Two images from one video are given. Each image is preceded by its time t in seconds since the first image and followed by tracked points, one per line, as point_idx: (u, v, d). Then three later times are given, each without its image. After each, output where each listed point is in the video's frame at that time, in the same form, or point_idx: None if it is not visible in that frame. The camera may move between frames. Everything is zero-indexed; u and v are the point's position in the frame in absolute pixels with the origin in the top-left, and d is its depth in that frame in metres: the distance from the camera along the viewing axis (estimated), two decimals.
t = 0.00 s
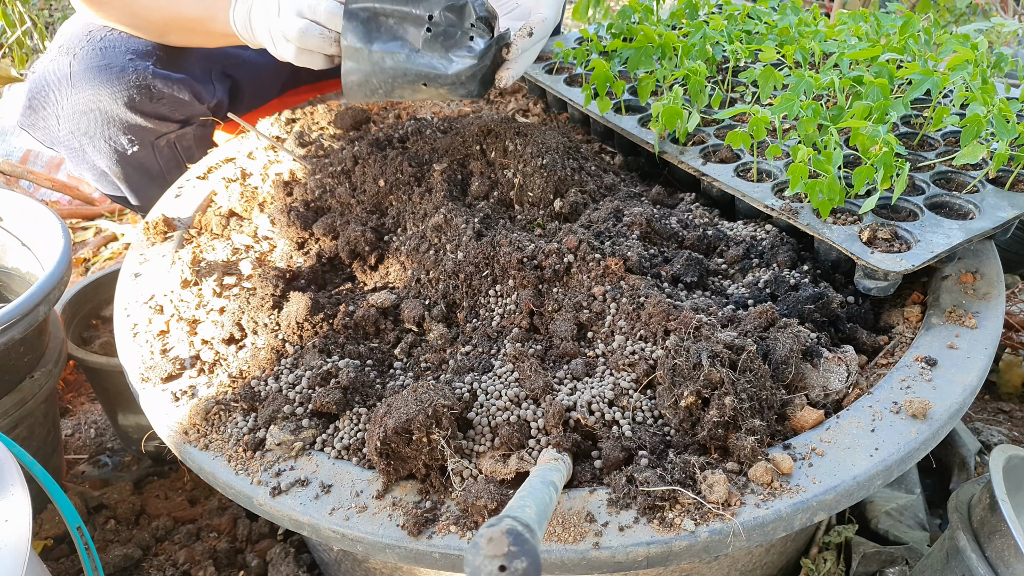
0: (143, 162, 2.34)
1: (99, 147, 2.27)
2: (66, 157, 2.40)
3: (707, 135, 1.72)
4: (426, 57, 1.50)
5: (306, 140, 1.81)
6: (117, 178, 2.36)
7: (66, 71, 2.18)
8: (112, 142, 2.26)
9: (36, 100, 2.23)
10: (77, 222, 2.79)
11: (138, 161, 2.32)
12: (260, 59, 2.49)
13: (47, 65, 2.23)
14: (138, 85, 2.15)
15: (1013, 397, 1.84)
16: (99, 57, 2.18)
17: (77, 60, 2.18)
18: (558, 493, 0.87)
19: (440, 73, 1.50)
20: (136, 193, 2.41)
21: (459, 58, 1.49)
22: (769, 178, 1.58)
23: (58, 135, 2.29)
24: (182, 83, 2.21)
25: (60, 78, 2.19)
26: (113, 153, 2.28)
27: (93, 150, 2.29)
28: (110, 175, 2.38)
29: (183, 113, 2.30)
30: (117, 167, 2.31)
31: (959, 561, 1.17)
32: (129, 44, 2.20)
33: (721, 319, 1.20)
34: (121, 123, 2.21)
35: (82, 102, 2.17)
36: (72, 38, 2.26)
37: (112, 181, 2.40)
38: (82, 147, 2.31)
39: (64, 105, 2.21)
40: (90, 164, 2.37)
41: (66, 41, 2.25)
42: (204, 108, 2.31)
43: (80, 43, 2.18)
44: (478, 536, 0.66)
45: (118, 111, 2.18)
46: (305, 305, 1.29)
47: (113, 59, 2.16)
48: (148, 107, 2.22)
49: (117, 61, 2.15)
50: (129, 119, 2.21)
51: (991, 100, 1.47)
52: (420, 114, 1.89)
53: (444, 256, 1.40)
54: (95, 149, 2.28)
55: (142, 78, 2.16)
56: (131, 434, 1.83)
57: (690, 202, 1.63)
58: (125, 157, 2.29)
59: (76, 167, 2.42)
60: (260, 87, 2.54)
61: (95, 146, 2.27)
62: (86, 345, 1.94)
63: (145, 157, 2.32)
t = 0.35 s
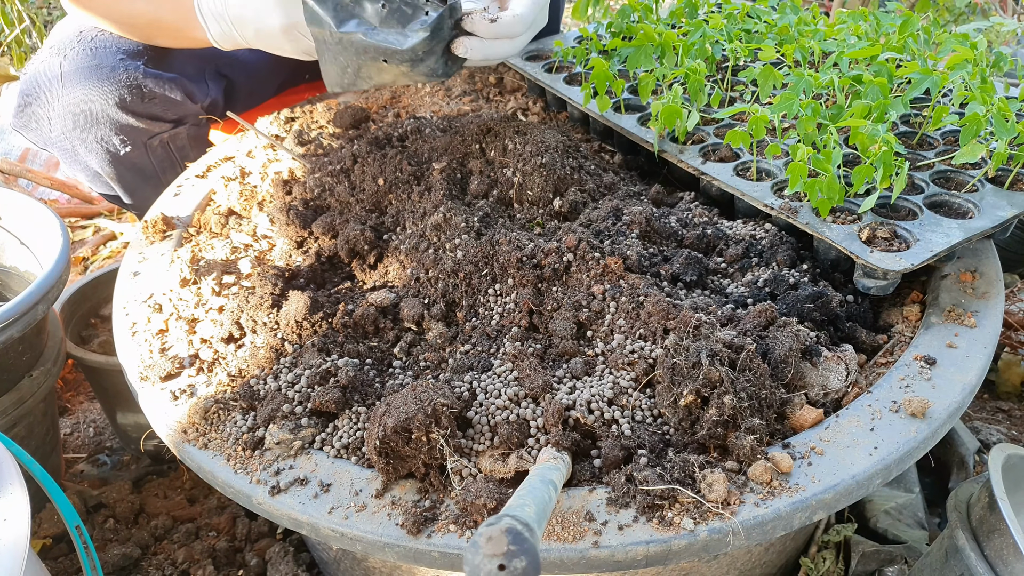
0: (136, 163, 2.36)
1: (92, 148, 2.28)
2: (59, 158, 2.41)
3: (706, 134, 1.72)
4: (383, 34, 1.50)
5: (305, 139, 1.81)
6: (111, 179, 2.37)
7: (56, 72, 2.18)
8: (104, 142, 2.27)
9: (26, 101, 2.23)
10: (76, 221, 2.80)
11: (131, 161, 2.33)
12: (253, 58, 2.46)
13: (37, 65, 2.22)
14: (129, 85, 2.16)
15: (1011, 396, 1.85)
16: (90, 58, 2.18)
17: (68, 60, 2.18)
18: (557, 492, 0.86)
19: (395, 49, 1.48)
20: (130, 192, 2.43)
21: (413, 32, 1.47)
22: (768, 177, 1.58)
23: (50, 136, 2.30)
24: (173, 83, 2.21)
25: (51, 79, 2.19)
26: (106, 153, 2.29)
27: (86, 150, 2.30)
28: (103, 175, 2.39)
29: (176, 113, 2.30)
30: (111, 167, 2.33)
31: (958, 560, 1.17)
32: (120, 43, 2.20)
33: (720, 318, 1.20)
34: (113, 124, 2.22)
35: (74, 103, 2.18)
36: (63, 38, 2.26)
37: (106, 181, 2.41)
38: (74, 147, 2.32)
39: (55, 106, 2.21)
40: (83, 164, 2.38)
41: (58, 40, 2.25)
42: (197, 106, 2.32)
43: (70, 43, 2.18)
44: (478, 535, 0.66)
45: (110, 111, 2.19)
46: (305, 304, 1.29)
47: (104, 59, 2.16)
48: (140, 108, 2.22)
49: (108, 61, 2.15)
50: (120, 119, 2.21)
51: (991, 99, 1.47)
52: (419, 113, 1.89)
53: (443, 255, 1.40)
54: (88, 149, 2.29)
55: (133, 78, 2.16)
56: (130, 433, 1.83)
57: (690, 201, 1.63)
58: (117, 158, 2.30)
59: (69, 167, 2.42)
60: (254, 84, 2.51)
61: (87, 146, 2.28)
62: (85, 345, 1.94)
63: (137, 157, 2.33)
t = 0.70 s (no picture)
0: (136, 163, 2.36)
1: (92, 147, 2.28)
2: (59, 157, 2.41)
3: (705, 133, 1.72)
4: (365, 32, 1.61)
5: (304, 138, 1.81)
6: (111, 179, 2.37)
7: (57, 71, 2.19)
8: (104, 142, 2.27)
9: (27, 101, 2.23)
10: (76, 220, 2.80)
11: (131, 161, 2.34)
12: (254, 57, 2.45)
13: (38, 64, 2.23)
14: (129, 85, 2.17)
15: (1011, 396, 1.85)
16: (90, 57, 2.19)
17: (68, 59, 2.18)
18: (556, 491, 0.87)
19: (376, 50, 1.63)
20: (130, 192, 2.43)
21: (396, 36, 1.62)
22: (767, 176, 1.58)
23: (50, 135, 2.30)
24: (173, 82, 2.22)
25: (52, 78, 2.19)
26: (106, 153, 2.29)
27: (86, 150, 2.30)
28: (103, 175, 2.39)
29: (176, 112, 2.31)
30: (111, 167, 2.33)
31: (957, 559, 1.17)
32: (120, 43, 2.19)
33: (719, 317, 1.20)
34: (114, 123, 2.22)
35: (75, 103, 2.19)
36: (63, 38, 2.26)
37: (106, 181, 2.41)
38: (74, 147, 2.32)
39: (56, 105, 2.22)
40: (84, 164, 2.37)
41: (58, 40, 2.26)
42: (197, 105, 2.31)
43: (71, 42, 2.19)
44: (477, 534, 0.66)
45: (110, 111, 2.19)
46: (304, 304, 1.29)
47: (104, 59, 2.17)
48: (140, 107, 2.23)
49: (108, 60, 2.16)
50: (121, 119, 2.22)
51: (990, 98, 1.46)
52: (419, 113, 1.89)
53: (442, 254, 1.40)
54: (88, 149, 2.29)
55: (133, 77, 2.17)
56: (130, 433, 1.83)
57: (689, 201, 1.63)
58: (118, 157, 2.30)
59: (70, 167, 2.42)
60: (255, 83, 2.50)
61: (88, 146, 2.28)
62: (85, 344, 1.94)
63: (138, 157, 2.33)
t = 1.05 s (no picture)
0: (136, 164, 2.36)
1: (91, 148, 2.28)
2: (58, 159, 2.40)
3: (704, 132, 1.72)
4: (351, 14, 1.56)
5: (304, 138, 1.81)
6: (110, 180, 2.37)
7: (56, 73, 2.19)
8: (103, 142, 2.27)
9: (26, 102, 2.23)
10: (76, 221, 2.82)
11: (131, 162, 2.33)
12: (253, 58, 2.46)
13: (37, 66, 2.24)
14: (128, 86, 2.18)
15: (1012, 394, 1.85)
16: (89, 58, 2.19)
17: (67, 60, 2.19)
18: (555, 490, 0.87)
19: (367, 30, 1.57)
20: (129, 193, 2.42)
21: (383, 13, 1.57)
22: (766, 175, 1.58)
23: (50, 136, 2.30)
24: (171, 83, 2.24)
25: (51, 79, 2.20)
26: (105, 154, 2.29)
27: (85, 151, 2.30)
28: (103, 176, 2.38)
29: (175, 113, 2.32)
30: (110, 168, 2.32)
31: (957, 558, 1.17)
32: (119, 43, 2.20)
33: (718, 317, 1.20)
34: (112, 124, 2.23)
35: (74, 104, 2.19)
36: (62, 39, 2.26)
37: (105, 181, 2.40)
38: (73, 148, 2.32)
39: (55, 106, 2.22)
40: (83, 165, 2.36)
41: (57, 41, 2.27)
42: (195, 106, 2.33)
43: (70, 44, 2.19)
44: (476, 533, 0.66)
45: (109, 112, 2.20)
46: (303, 304, 1.29)
47: (103, 60, 2.18)
48: (139, 108, 2.24)
49: (107, 61, 2.17)
50: (120, 119, 2.22)
51: (989, 96, 1.46)
52: (418, 113, 1.90)
53: (441, 254, 1.40)
54: (87, 150, 2.29)
55: (132, 78, 2.18)
56: (130, 433, 1.83)
57: (689, 200, 1.63)
58: (117, 158, 2.30)
59: (69, 168, 2.41)
60: (254, 82, 2.51)
61: (87, 147, 2.28)
62: (85, 345, 1.94)
63: (137, 157, 2.33)
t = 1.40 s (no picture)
0: (136, 163, 2.36)
1: (91, 147, 2.28)
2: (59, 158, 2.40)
3: (705, 132, 1.72)
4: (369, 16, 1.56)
5: (305, 137, 1.81)
6: (111, 179, 2.37)
7: (57, 72, 2.19)
8: (103, 142, 2.27)
9: (27, 101, 2.23)
10: (76, 220, 2.82)
11: (131, 161, 2.34)
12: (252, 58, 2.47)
13: (38, 65, 2.24)
14: (129, 86, 2.18)
15: (1012, 395, 1.85)
16: (89, 58, 2.19)
17: (68, 60, 2.18)
18: (556, 490, 0.87)
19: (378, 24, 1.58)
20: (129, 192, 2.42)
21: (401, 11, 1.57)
22: (767, 175, 1.58)
23: (50, 136, 2.30)
24: (172, 83, 2.23)
25: (52, 78, 2.20)
26: (105, 153, 2.29)
27: (85, 150, 2.30)
28: (103, 176, 2.38)
29: (176, 113, 2.32)
30: (110, 167, 2.32)
31: (958, 558, 1.16)
32: (120, 42, 2.19)
33: (719, 316, 1.20)
34: (113, 123, 2.23)
35: (74, 103, 2.19)
36: (63, 38, 2.26)
37: (105, 181, 2.41)
38: (73, 148, 2.31)
39: (55, 106, 2.22)
40: (83, 164, 2.36)
41: (58, 41, 2.26)
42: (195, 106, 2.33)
43: (70, 43, 2.19)
44: (476, 533, 0.66)
45: (110, 111, 2.20)
46: (304, 303, 1.29)
47: (103, 60, 2.17)
48: (139, 108, 2.24)
49: (107, 61, 2.16)
50: (120, 119, 2.22)
51: (990, 96, 1.46)
52: (418, 112, 1.90)
53: (442, 253, 1.40)
54: (87, 149, 2.29)
55: (133, 78, 2.18)
56: (130, 432, 1.83)
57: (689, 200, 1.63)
58: (117, 158, 2.30)
59: (69, 168, 2.41)
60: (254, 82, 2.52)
61: (87, 146, 2.28)
62: (85, 343, 1.94)
63: (137, 157, 2.33)
